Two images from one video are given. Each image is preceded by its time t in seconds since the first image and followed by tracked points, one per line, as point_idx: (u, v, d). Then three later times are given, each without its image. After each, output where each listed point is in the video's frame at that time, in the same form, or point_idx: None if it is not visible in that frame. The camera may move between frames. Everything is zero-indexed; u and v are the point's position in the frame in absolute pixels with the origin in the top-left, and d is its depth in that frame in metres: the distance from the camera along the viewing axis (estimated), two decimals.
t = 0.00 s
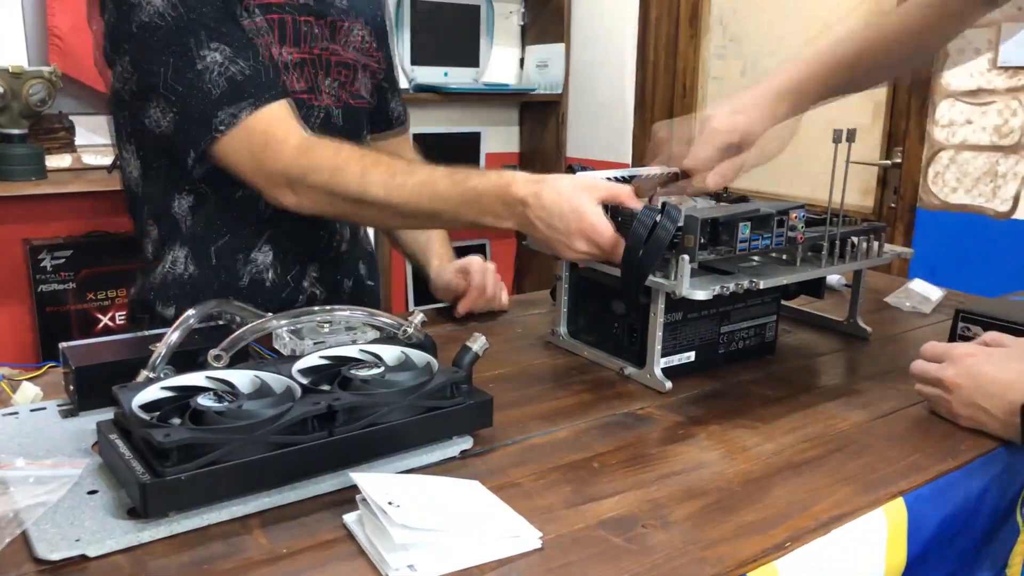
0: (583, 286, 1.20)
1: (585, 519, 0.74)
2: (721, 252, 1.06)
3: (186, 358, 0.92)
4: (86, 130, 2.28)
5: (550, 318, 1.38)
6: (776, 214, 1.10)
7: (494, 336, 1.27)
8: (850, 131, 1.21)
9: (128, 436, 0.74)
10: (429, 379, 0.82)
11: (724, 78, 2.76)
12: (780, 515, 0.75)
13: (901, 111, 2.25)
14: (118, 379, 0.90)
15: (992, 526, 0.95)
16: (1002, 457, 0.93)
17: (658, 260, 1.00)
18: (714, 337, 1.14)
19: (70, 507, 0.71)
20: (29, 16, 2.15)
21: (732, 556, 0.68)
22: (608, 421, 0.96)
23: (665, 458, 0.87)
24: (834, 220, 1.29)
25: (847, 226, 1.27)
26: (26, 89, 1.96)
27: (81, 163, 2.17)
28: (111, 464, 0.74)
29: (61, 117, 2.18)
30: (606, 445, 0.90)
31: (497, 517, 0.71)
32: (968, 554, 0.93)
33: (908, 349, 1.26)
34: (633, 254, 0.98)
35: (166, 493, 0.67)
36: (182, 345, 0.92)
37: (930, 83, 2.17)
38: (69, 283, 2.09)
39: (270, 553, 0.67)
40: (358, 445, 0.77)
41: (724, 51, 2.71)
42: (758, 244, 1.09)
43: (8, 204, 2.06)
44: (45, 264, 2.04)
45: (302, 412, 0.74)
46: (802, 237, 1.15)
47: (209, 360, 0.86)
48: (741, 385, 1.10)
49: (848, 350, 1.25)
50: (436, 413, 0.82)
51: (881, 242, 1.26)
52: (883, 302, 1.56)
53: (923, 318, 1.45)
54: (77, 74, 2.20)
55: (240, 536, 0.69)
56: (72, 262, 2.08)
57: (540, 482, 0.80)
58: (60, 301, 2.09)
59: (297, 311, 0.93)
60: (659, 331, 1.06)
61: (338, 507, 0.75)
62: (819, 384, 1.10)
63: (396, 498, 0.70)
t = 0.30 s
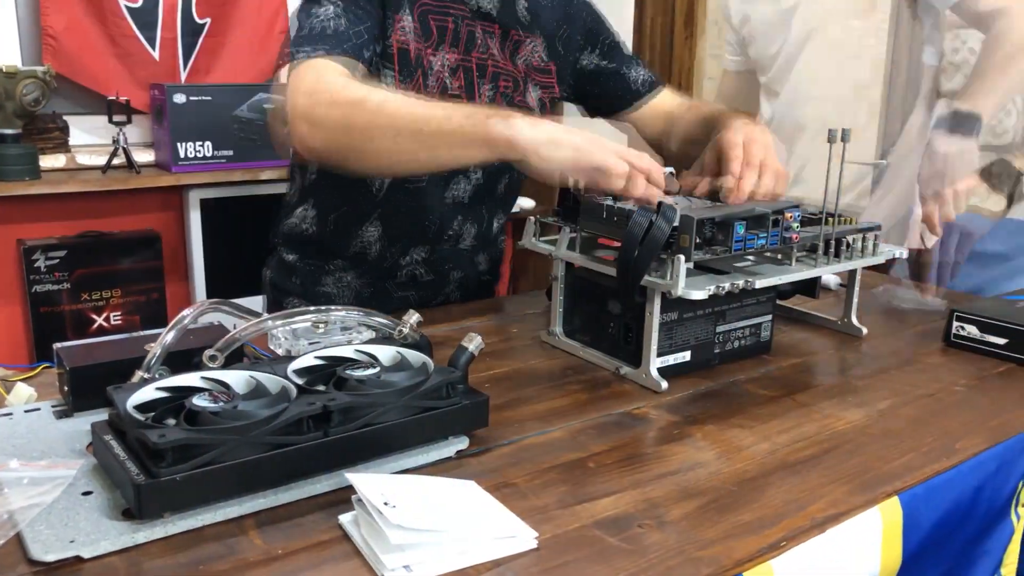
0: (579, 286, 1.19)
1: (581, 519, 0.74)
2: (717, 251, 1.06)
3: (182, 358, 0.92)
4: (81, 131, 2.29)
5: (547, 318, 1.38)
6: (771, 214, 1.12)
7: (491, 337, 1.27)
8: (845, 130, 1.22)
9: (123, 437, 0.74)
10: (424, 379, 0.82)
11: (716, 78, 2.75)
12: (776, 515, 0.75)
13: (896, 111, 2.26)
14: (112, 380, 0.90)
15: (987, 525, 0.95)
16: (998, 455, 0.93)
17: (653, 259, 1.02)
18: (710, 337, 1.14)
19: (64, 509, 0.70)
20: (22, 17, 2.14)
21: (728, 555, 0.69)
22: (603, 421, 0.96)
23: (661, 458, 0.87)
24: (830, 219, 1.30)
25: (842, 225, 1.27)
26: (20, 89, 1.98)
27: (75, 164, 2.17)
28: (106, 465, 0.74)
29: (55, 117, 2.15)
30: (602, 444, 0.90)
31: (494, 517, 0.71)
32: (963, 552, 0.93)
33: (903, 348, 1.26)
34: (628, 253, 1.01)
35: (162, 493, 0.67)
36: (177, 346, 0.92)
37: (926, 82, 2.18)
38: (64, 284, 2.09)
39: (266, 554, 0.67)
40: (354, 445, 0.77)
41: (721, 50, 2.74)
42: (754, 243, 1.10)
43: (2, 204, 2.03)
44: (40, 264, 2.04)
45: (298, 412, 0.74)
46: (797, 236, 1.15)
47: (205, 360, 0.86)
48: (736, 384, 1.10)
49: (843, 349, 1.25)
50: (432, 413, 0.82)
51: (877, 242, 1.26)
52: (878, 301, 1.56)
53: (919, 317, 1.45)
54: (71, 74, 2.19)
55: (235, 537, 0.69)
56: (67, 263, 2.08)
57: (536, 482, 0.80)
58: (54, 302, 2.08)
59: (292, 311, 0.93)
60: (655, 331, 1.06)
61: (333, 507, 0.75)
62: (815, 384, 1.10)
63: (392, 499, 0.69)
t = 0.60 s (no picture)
0: (575, 286, 1.19)
1: (577, 519, 0.74)
2: (712, 251, 1.07)
3: (177, 358, 0.92)
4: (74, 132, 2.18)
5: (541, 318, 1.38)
6: (767, 213, 1.11)
7: (486, 336, 1.27)
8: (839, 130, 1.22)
9: (117, 438, 0.74)
10: (420, 379, 0.82)
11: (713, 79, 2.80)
12: (772, 514, 0.75)
13: (890, 111, 2.26)
14: (107, 380, 0.89)
15: (981, 524, 0.95)
16: (992, 454, 0.93)
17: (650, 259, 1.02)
18: (705, 337, 1.14)
19: (58, 510, 0.70)
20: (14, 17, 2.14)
21: (725, 555, 0.69)
22: (599, 421, 0.96)
23: (657, 457, 0.87)
24: (825, 219, 1.30)
25: (836, 224, 1.28)
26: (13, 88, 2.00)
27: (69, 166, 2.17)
28: (100, 466, 0.73)
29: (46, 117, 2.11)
30: (598, 444, 0.90)
31: (489, 518, 0.71)
32: (956, 552, 0.93)
33: (898, 348, 1.26)
34: (624, 253, 1.01)
35: (156, 495, 0.66)
36: (172, 346, 0.92)
37: (920, 82, 2.19)
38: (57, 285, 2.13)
39: (261, 554, 0.67)
40: (349, 446, 0.77)
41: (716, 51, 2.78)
42: (749, 242, 1.10)
43: None
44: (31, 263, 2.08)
45: (293, 412, 0.73)
46: (792, 236, 1.16)
47: (200, 360, 0.86)
48: (731, 384, 1.10)
49: (838, 348, 1.25)
50: (427, 414, 0.82)
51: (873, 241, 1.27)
52: (875, 301, 1.56)
53: (914, 317, 1.46)
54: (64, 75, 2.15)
55: (230, 538, 0.69)
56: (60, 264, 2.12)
57: (532, 482, 0.80)
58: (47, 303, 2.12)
59: (288, 310, 0.92)
60: (650, 330, 1.06)
61: (329, 507, 0.74)
62: (810, 383, 1.10)
63: (387, 499, 0.69)
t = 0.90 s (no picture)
0: (570, 286, 1.19)
1: (573, 519, 0.74)
2: (707, 251, 1.06)
3: (172, 359, 0.92)
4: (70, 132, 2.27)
5: (537, 318, 1.38)
6: (762, 213, 1.11)
7: (481, 336, 1.27)
8: (833, 130, 1.21)
9: (112, 439, 0.74)
10: (416, 379, 0.82)
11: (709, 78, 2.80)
12: (767, 514, 0.76)
13: (884, 111, 2.27)
14: (101, 381, 0.89)
15: (976, 523, 0.95)
16: (986, 454, 0.93)
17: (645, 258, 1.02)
18: (700, 337, 1.14)
19: (52, 512, 0.70)
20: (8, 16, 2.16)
21: (719, 554, 0.69)
22: (594, 421, 0.96)
23: (652, 457, 0.87)
24: (820, 219, 1.30)
25: (831, 224, 1.28)
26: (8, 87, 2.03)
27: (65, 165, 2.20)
28: (94, 468, 0.73)
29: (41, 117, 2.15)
30: (593, 444, 0.90)
31: (485, 518, 0.71)
32: (951, 550, 0.93)
33: (893, 347, 1.26)
34: (620, 253, 1.01)
35: (151, 497, 0.66)
36: (167, 347, 0.92)
37: (915, 81, 2.19)
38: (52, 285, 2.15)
39: (257, 555, 0.67)
40: (344, 447, 0.76)
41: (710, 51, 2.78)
42: (744, 242, 1.10)
43: None
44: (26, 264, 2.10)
45: (288, 413, 0.73)
46: (788, 236, 1.16)
47: (194, 360, 0.85)
48: (726, 384, 1.10)
49: (833, 348, 1.26)
50: (422, 414, 0.82)
51: (867, 241, 1.27)
52: (870, 300, 1.56)
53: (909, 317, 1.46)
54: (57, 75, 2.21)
55: (225, 539, 0.69)
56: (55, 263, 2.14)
57: (527, 482, 0.80)
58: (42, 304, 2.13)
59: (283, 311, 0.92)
60: (646, 330, 1.06)
61: (324, 508, 0.74)
62: (806, 383, 1.10)
63: (382, 499, 0.69)
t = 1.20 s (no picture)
0: (566, 286, 1.19)
1: (569, 519, 0.73)
2: (703, 251, 1.07)
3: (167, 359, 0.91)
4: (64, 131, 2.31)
5: (532, 319, 1.38)
6: (757, 213, 1.11)
7: (477, 336, 1.27)
8: (828, 130, 1.21)
9: (106, 440, 0.73)
10: (411, 379, 0.82)
11: (704, 78, 2.80)
12: (763, 514, 0.76)
13: (879, 112, 2.28)
14: (95, 382, 0.89)
15: (971, 522, 0.96)
16: (981, 453, 0.93)
17: (640, 259, 1.02)
18: (696, 336, 1.14)
19: (46, 513, 0.69)
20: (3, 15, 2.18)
21: (715, 554, 0.69)
22: (590, 421, 0.96)
23: (648, 457, 0.87)
24: (815, 219, 1.30)
25: (827, 224, 1.28)
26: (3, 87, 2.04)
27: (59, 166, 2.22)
28: (89, 469, 0.73)
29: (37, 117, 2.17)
30: (589, 444, 0.90)
31: (482, 518, 0.71)
32: (945, 549, 0.93)
33: (888, 347, 1.27)
34: (615, 253, 1.01)
35: (146, 498, 0.66)
36: (161, 347, 0.91)
37: (909, 82, 2.20)
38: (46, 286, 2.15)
39: (252, 556, 0.67)
40: (339, 447, 0.76)
41: (705, 51, 2.78)
42: (740, 242, 1.10)
43: None
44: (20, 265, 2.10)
45: (283, 414, 0.73)
46: (783, 236, 1.16)
47: (189, 361, 0.86)
48: (722, 384, 1.10)
49: (829, 347, 1.26)
50: (418, 415, 0.81)
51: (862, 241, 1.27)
52: (865, 300, 1.57)
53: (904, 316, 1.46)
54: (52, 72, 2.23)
55: (220, 540, 0.69)
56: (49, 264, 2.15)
57: (523, 482, 0.80)
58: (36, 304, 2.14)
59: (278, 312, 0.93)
60: (641, 330, 1.06)
61: (320, 509, 0.74)
62: (801, 382, 1.10)
63: (378, 500, 0.69)
